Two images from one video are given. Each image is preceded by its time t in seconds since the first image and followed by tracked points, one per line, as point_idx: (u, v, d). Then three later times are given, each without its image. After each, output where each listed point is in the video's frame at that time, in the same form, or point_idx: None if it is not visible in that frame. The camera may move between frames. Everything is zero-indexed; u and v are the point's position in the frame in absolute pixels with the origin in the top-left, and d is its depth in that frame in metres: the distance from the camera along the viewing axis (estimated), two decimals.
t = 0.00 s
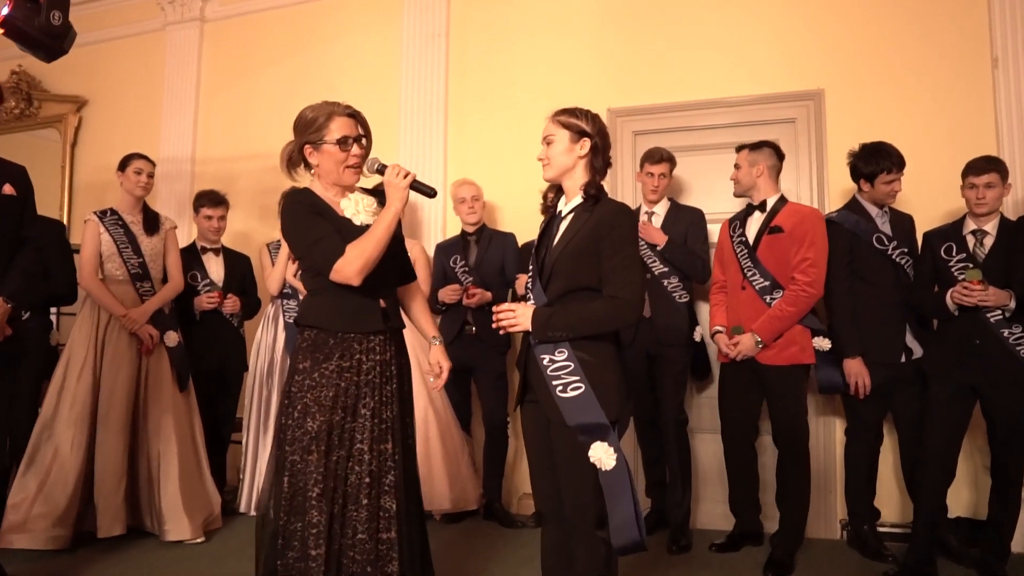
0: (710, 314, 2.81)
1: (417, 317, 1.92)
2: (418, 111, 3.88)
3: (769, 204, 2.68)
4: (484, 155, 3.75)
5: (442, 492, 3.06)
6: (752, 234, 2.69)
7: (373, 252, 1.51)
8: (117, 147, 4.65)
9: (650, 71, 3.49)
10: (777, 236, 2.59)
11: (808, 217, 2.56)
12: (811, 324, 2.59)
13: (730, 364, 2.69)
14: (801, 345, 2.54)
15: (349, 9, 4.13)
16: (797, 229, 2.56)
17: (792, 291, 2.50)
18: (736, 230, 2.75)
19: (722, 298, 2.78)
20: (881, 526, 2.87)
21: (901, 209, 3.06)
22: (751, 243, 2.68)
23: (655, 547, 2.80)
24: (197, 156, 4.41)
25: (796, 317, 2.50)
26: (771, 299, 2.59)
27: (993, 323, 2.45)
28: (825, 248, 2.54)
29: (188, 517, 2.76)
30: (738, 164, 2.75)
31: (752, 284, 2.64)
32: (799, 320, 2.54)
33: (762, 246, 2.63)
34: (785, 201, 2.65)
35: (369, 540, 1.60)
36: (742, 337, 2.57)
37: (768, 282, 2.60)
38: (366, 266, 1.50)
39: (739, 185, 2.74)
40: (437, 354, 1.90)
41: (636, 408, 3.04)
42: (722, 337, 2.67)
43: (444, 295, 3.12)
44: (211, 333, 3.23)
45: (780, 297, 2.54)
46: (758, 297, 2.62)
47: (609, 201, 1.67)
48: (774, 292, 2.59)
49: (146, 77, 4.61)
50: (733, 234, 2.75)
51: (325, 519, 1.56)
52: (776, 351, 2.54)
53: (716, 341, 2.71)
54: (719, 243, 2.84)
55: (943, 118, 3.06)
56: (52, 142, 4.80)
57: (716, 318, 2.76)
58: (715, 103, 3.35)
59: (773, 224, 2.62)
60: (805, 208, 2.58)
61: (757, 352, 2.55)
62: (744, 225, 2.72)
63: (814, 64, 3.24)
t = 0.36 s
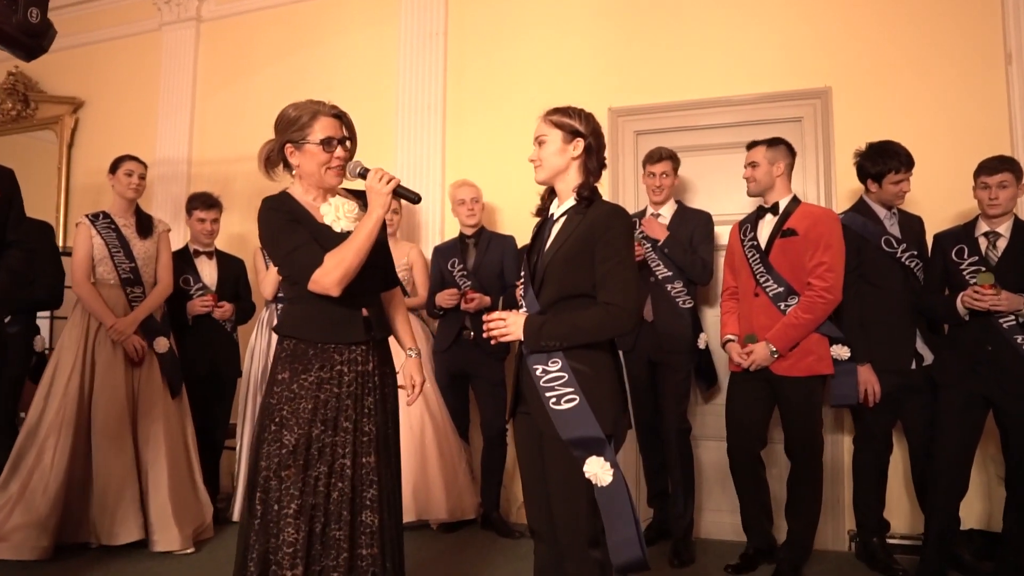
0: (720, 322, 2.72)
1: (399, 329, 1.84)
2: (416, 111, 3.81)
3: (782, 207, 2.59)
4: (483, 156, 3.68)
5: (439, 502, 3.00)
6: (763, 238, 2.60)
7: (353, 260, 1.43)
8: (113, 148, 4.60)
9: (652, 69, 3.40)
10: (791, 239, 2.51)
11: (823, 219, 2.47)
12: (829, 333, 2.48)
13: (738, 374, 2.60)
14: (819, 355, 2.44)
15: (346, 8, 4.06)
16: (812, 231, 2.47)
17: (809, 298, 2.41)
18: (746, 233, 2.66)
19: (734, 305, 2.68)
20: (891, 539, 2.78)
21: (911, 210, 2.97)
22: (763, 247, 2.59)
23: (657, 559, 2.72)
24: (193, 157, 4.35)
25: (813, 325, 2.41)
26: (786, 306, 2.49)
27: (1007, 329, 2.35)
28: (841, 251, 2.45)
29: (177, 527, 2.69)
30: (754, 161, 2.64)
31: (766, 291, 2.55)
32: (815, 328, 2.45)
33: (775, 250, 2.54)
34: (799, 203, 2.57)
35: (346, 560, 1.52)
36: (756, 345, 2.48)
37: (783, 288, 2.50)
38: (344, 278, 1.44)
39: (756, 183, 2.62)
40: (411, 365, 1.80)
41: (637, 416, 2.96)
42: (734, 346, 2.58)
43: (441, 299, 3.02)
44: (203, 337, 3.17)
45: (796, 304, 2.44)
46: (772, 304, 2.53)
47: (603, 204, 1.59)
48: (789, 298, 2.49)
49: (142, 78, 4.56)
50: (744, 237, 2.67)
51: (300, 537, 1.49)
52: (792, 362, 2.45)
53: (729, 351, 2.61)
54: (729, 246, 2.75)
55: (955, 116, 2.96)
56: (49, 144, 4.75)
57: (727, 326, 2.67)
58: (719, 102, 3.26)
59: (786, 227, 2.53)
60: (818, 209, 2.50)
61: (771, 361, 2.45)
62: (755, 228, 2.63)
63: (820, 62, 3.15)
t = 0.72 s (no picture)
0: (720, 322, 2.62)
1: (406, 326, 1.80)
2: (417, 109, 3.77)
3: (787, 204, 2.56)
4: (485, 155, 3.64)
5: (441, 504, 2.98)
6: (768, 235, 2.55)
7: (346, 265, 1.41)
8: (115, 147, 4.58)
9: (656, 66, 3.36)
10: (801, 237, 2.47)
11: (833, 218, 2.46)
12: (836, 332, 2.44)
13: (744, 375, 2.51)
14: (827, 356, 2.40)
15: (347, 5, 4.03)
16: (823, 230, 2.45)
17: (821, 298, 2.38)
18: (750, 233, 2.59)
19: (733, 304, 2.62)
20: (900, 543, 2.73)
21: (920, 209, 2.92)
22: (769, 245, 2.54)
23: (662, 563, 2.68)
24: (194, 156, 4.33)
25: (825, 326, 2.38)
26: (795, 305, 2.46)
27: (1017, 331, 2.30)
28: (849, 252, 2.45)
29: (174, 530, 2.67)
30: (766, 156, 2.55)
31: (773, 289, 2.49)
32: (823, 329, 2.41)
33: (783, 248, 2.50)
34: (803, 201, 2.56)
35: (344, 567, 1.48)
36: (766, 346, 2.41)
37: (791, 287, 2.46)
38: (340, 281, 1.41)
39: (769, 179, 2.55)
40: (417, 360, 1.76)
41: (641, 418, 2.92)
42: (740, 345, 2.49)
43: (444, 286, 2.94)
44: (202, 338, 3.15)
45: (807, 304, 2.41)
46: (780, 303, 2.48)
47: (606, 203, 1.55)
48: (798, 297, 2.46)
49: (143, 77, 4.54)
50: (747, 235, 2.61)
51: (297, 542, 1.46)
52: (802, 362, 2.40)
53: (732, 349, 2.51)
54: (727, 244, 2.69)
55: (964, 113, 2.91)
56: (50, 143, 4.73)
57: (729, 326, 2.57)
58: (725, 99, 3.21)
59: (795, 225, 2.50)
60: (825, 208, 2.48)
61: (781, 362, 2.40)
62: (760, 227, 2.58)
63: (827, 59, 3.10)
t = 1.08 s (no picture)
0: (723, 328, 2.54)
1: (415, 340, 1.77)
2: (427, 114, 3.77)
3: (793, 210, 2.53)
4: (494, 159, 3.63)
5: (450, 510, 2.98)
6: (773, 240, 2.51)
7: (353, 278, 1.40)
8: (126, 152, 4.60)
9: (666, 69, 3.34)
10: (809, 244, 2.45)
11: (840, 225, 2.45)
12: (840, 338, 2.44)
13: (751, 381, 2.48)
14: (834, 362, 2.38)
15: (356, 9, 4.03)
16: (831, 237, 2.43)
17: (830, 304, 2.36)
18: (752, 238, 2.55)
19: (735, 310, 2.54)
20: (914, 552, 2.70)
21: (934, 214, 2.88)
22: (776, 250, 2.50)
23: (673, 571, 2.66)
24: (205, 161, 4.34)
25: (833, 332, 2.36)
26: (803, 312, 2.43)
27: None
28: (854, 260, 2.44)
29: (183, 537, 2.69)
30: (774, 162, 2.53)
31: (781, 295, 2.46)
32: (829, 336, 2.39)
33: (791, 254, 2.48)
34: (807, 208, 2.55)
35: None
36: (775, 352, 2.37)
37: (799, 293, 2.44)
38: (347, 293, 1.41)
39: (776, 185, 2.53)
40: (425, 374, 1.75)
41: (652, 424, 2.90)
42: (748, 350, 2.42)
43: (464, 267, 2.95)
44: (212, 344, 3.16)
45: (815, 311, 2.39)
46: (787, 308, 2.45)
47: (615, 213, 1.54)
48: (806, 304, 2.43)
49: (155, 82, 4.56)
50: (751, 240, 2.55)
51: (305, 553, 1.45)
52: (809, 368, 2.37)
53: (739, 355, 2.45)
54: (727, 248, 2.63)
55: (980, 117, 2.87)
56: (62, 148, 4.77)
57: (735, 332, 2.50)
58: (736, 102, 3.19)
59: (802, 232, 2.48)
60: (829, 215, 2.47)
61: (788, 368, 2.36)
62: (765, 232, 2.53)
63: (839, 62, 3.07)
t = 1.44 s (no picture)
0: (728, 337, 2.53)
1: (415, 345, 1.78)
2: (434, 118, 3.77)
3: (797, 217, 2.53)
4: (501, 163, 3.63)
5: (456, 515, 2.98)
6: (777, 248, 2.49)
7: (358, 286, 1.40)
8: (137, 156, 4.63)
9: (674, 73, 3.32)
10: (814, 251, 2.44)
11: (844, 233, 2.44)
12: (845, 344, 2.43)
13: (759, 389, 2.45)
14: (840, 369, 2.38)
15: (364, 14, 4.03)
16: (835, 245, 2.42)
17: (836, 312, 2.35)
18: (757, 247, 2.53)
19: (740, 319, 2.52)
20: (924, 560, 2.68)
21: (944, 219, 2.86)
22: (781, 258, 2.48)
23: None
24: (214, 165, 4.37)
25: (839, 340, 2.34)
26: (809, 320, 2.42)
27: None
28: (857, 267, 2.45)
29: (193, 542, 2.70)
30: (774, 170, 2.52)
31: (787, 303, 2.44)
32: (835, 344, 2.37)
33: (797, 262, 2.45)
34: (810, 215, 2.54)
35: None
36: (783, 360, 2.35)
37: (805, 301, 2.42)
38: (350, 301, 1.40)
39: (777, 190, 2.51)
40: (430, 377, 1.74)
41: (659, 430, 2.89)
42: (756, 358, 2.41)
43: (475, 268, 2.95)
44: (220, 348, 3.17)
45: (821, 318, 2.37)
46: (794, 317, 2.43)
47: (617, 220, 1.53)
48: (812, 311, 2.42)
49: (164, 86, 4.58)
50: (755, 248, 2.53)
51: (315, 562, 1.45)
52: (816, 375, 2.35)
53: (746, 363, 2.43)
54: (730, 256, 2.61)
55: (991, 120, 2.84)
56: (73, 152, 4.80)
57: (740, 341, 2.48)
58: (744, 106, 3.17)
59: (806, 240, 2.46)
60: (833, 222, 2.46)
61: (796, 375, 2.35)
62: (770, 240, 2.51)
63: (848, 65, 3.05)
